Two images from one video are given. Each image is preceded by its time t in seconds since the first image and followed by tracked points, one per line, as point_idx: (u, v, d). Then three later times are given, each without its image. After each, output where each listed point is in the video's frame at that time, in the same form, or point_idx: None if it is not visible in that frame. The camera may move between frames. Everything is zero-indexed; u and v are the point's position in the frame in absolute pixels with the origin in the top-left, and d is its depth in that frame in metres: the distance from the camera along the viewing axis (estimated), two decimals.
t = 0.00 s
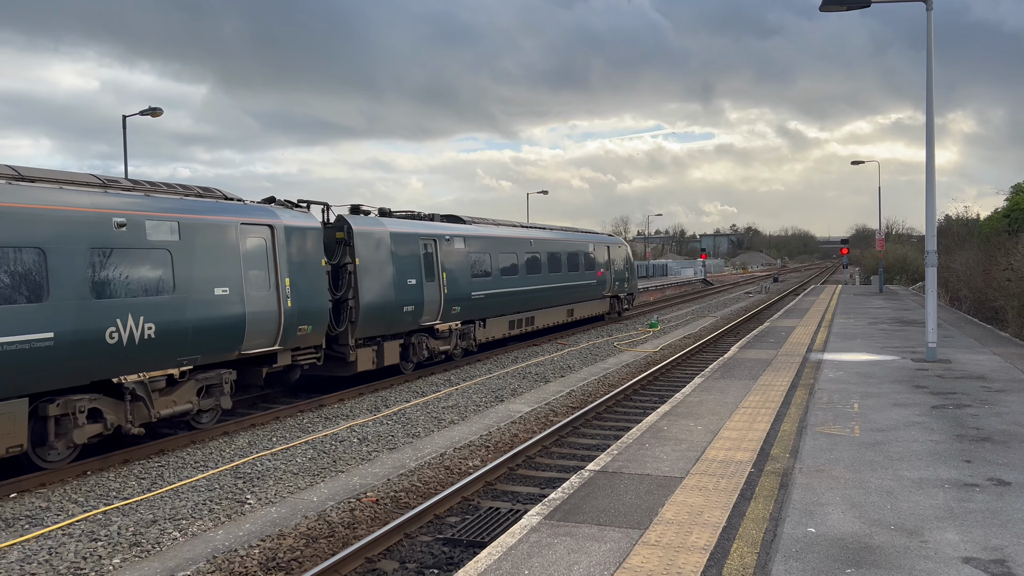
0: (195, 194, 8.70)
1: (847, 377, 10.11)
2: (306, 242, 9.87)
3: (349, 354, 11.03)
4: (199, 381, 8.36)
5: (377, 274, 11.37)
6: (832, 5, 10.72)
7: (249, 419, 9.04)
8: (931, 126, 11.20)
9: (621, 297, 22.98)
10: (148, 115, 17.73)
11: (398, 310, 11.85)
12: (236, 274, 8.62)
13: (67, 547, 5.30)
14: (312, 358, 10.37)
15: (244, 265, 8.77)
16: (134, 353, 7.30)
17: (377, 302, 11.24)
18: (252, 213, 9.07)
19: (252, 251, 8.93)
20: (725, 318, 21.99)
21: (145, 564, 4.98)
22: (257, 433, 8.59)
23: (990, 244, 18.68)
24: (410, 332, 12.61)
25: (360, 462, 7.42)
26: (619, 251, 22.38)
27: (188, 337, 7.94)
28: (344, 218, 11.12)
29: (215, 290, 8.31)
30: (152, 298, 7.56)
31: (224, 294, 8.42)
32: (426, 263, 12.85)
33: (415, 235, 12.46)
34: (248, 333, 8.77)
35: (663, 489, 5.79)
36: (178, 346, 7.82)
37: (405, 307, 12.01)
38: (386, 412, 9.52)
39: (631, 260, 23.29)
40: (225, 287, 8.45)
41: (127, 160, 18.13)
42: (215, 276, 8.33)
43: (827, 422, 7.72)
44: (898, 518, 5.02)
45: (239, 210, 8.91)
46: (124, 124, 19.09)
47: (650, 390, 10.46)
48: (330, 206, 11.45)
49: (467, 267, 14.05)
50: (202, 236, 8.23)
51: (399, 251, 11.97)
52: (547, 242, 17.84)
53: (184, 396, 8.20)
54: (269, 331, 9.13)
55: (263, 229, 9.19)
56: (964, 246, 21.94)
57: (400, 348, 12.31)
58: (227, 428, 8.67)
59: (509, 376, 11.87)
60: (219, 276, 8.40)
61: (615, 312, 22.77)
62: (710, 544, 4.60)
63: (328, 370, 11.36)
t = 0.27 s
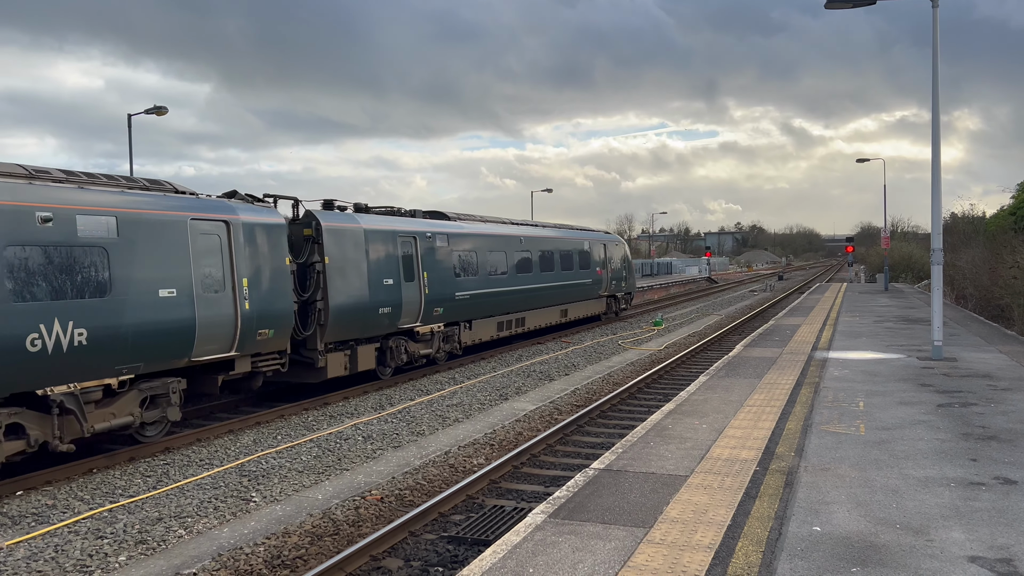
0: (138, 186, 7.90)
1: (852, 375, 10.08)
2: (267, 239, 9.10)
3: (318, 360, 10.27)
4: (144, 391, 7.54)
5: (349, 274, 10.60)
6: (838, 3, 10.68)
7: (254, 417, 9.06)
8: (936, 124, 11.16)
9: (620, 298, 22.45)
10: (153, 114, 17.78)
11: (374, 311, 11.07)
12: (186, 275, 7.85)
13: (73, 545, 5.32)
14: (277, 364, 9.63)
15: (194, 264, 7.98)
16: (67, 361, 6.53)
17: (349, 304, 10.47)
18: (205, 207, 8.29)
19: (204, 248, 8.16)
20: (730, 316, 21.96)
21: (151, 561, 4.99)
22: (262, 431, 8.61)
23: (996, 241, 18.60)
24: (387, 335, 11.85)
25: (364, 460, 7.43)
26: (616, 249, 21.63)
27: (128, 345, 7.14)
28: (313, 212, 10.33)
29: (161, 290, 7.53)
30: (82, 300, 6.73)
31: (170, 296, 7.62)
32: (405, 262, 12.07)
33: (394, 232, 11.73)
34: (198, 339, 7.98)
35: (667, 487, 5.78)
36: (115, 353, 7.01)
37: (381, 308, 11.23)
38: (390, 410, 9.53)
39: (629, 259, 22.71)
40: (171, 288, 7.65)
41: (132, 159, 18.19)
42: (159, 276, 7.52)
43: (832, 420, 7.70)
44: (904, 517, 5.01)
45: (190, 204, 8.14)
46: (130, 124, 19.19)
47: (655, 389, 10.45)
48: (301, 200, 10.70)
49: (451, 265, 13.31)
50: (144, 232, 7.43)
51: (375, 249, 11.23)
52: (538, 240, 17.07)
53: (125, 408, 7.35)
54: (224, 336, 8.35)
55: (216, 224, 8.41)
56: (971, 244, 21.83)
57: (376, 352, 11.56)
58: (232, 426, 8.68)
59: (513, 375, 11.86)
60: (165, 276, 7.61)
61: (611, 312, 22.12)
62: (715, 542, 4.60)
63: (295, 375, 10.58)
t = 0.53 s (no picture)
0: (74, 179, 7.18)
1: (859, 375, 10.04)
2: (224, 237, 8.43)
3: (283, 366, 9.52)
4: (77, 404, 6.86)
5: (318, 274, 9.84)
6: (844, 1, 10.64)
7: (260, 416, 9.08)
8: (944, 122, 11.10)
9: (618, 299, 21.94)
10: (159, 113, 17.83)
11: (347, 314, 10.33)
12: (127, 276, 7.16)
13: (80, 543, 5.35)
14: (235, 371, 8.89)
15: (137, 264, 7.30)
16: None
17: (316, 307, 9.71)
18: (149, 202, 7.60)
19: (149, 247, 7.48)
20: (736, 316, 21.91)
21: (158, 560, 5.01)
22: (268, 430, 8.63)
23: (1004, 240, 18.50)
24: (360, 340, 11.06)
25: (370, 459, 7.44)
26: (612, 247, 20.79)
27: (56, 353, 6.45)
28: (279, 209, 9.58)
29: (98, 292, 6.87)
30: (4, 304, 6.04)
31: (107, 299, 6.93)
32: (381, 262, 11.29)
33: (369, 230, 10.99)
34: (141, 347, 7.30)
35: (673, 487, 5.77)
36: (42, 363, 6.34)
37: (355, 311, 10.47)
38: (396, 409, 9.54)
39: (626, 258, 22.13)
40: (109, 290, 6.96)
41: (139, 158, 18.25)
42: (96, 278, 6.84)
43: (839, 420, 7.67)
44: (911, 517, 4.98)
45: (134, 198, 7.45)
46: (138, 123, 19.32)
47: (661, 388, 10.43)
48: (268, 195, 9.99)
49: (433, 265, 12.57)
50: (79, 228, 6.74)
51: (348, 247, 10.46)
52: (528, 237, 16.33)
53: (54, 423, 6.66)
54: (173, 342, 7.68)
55: (164, 220, 7.72)
56: (978, 243, 21.72)
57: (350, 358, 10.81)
58: (238, 425, 8.71)
59: (519, 374, 11.86)
60: (102, 278, 6.92)
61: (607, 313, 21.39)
62: (721, 542, 4.59)
63: (259, 384, 9.83)
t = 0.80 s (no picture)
0: (42, 175, 6.77)
1: (866, 376, 10.01)
2: (174, 236, 7.68)
3: (244, 375, 8.75)
4: None
5: (284, 276, 9.06)
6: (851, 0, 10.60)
7: (267, 416, 9.11)
8: (952, 122, 11.04)
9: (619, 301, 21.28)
10: (167, 114, 17.93)
11: (315, 319, 9.52)
12: (56, 276, 6.42)
13: (88, 541, 5.38)
14: (187, 381, 8.14)
15: (68, 264, 6.56)
16: None
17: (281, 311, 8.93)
18: (157, 203, 7.64)
19: (86, 246, 6.76)
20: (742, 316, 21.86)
21: (165, 559, 5.04)
22: (275, 430, 8.66)
23: (1013, 241, 18.40)
24: (332, 347, 10.30)
25: (376, 459, 7.46)
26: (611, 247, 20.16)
27: None
28: (239, 205, 8.81)
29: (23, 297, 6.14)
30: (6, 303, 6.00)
31: (32, 303, 6.18)
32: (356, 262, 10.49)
33: (343, 229, 10.18)
34: (74, 356, 6.53)
35: (680, 488, 5.76)
36: None
37: (325, 315, 9.66)
38: (402, 409, 9.56)
39: (626, 259, 21.46)
40: (34, 294, 6.22)
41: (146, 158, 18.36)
42: (18, 278, 6.07)
43: (846, 421, 7.64)
44: (919, 519, 4.96)
45: (67, 192, 6.71)
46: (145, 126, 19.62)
47: (667, 389, 10.42)
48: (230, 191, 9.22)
49: (414, 266, 11.79)
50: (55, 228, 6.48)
51: (318, 247, 9.65)
52: (518, 237, 15.57)
53: None
54: (113, 350, 6.92)
55: (104, 217, 7.00)
56: (987, 244, 21.61)
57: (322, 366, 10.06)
58: (245, 425, 8.75)
59: (525, 374, 11.87)
60: (28, 278, 6.18)
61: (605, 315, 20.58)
62: (727, 543, 4.58)
63: (219, 394, 9.06)
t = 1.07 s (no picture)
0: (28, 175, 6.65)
1: (873, 377, 9.98)
2: (115, 234, 7.02)
3: (197, 386, 8.04)
4: None
5: (244, 278, 8.39)
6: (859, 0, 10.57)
7: (273, 416, 9.15)
8: (960, 123, 11.00)
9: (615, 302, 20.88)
10: (175, 115, 18.03)
11: (280, 324, 8.82)
12: None
13: (96, 540, 5.43)
14: (133, 392, 7.47)
15: None
16: None
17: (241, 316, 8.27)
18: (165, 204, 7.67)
19: (12, 248, 6.16)
20: (749, 316, 21.83)
21: (171, 558, 5.07)
22: (282, 430, 8.70)
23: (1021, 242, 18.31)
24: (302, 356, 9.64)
25: (382, 459, 7.49)
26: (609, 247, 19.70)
27: None
28: (196, 201, 8.13)
29: None
30: None
31: None
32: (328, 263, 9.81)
33: (313, 227, 9.52)
34: None
35: (685, 488, 5.77)
36: None
37: (291, 321, 8.96)
38: (408, 409, 9.58)
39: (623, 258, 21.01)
40: None
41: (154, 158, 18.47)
42: None
43: (852, 422, 7.63)
44: (925, 520, 4.96)
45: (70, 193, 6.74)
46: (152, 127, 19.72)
47: (673, 389, 10.41)
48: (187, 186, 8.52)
49: (393, 267, 11.13)
50: None
51: (285, 247, 8.99)
52: (507, 237, 14.93)
53: None
54: (40, 360, 6.27)
55: (33, 214, 6.35)
56: (995, 245, 21.51)
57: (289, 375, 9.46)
58: (252, 425, 8.79)
59: (531, 375, 11.88)
60: None
61: (602, 317, 20.05)
62: (733, 543, 4.59)
63: (171, 405, 8.35)
